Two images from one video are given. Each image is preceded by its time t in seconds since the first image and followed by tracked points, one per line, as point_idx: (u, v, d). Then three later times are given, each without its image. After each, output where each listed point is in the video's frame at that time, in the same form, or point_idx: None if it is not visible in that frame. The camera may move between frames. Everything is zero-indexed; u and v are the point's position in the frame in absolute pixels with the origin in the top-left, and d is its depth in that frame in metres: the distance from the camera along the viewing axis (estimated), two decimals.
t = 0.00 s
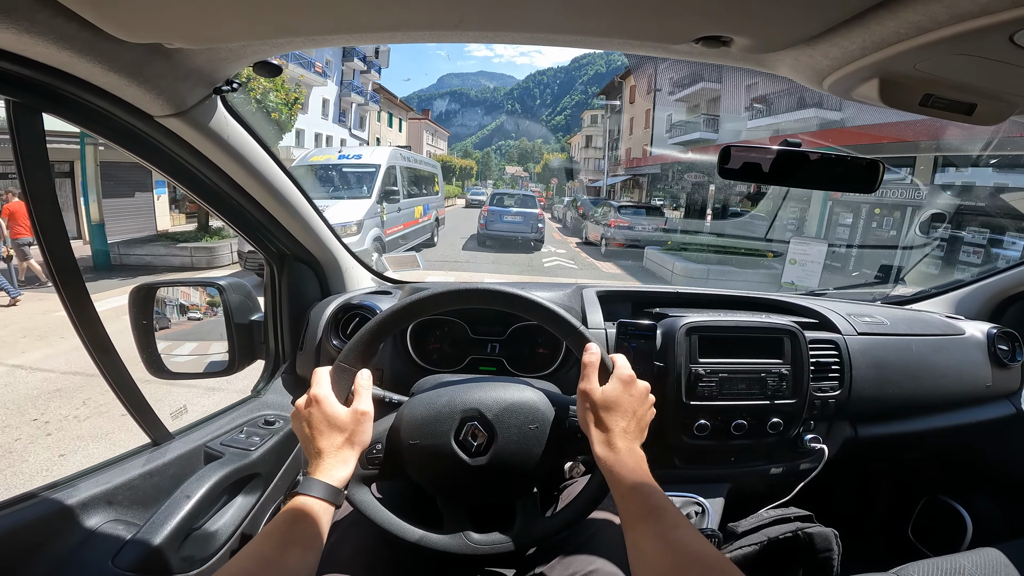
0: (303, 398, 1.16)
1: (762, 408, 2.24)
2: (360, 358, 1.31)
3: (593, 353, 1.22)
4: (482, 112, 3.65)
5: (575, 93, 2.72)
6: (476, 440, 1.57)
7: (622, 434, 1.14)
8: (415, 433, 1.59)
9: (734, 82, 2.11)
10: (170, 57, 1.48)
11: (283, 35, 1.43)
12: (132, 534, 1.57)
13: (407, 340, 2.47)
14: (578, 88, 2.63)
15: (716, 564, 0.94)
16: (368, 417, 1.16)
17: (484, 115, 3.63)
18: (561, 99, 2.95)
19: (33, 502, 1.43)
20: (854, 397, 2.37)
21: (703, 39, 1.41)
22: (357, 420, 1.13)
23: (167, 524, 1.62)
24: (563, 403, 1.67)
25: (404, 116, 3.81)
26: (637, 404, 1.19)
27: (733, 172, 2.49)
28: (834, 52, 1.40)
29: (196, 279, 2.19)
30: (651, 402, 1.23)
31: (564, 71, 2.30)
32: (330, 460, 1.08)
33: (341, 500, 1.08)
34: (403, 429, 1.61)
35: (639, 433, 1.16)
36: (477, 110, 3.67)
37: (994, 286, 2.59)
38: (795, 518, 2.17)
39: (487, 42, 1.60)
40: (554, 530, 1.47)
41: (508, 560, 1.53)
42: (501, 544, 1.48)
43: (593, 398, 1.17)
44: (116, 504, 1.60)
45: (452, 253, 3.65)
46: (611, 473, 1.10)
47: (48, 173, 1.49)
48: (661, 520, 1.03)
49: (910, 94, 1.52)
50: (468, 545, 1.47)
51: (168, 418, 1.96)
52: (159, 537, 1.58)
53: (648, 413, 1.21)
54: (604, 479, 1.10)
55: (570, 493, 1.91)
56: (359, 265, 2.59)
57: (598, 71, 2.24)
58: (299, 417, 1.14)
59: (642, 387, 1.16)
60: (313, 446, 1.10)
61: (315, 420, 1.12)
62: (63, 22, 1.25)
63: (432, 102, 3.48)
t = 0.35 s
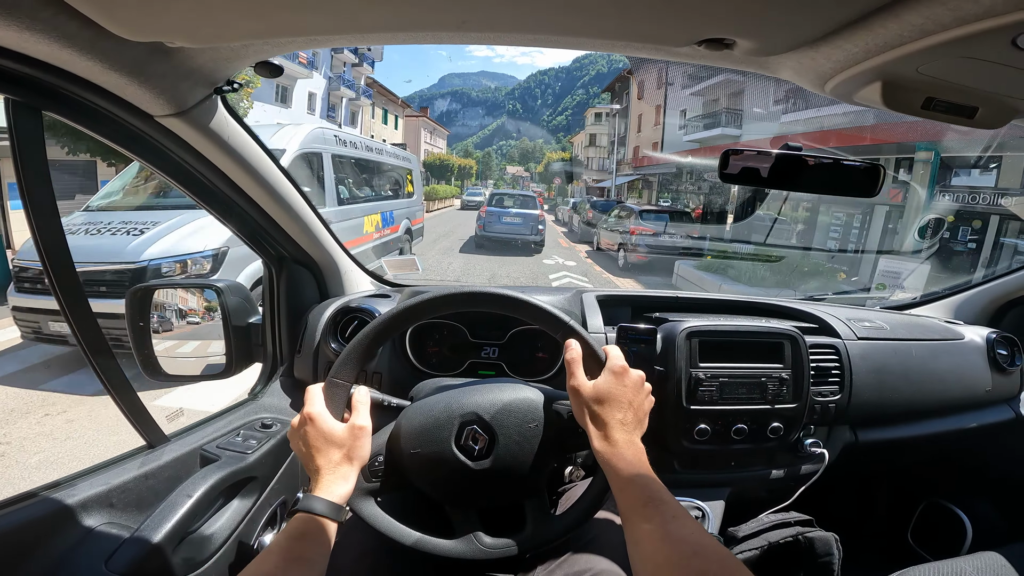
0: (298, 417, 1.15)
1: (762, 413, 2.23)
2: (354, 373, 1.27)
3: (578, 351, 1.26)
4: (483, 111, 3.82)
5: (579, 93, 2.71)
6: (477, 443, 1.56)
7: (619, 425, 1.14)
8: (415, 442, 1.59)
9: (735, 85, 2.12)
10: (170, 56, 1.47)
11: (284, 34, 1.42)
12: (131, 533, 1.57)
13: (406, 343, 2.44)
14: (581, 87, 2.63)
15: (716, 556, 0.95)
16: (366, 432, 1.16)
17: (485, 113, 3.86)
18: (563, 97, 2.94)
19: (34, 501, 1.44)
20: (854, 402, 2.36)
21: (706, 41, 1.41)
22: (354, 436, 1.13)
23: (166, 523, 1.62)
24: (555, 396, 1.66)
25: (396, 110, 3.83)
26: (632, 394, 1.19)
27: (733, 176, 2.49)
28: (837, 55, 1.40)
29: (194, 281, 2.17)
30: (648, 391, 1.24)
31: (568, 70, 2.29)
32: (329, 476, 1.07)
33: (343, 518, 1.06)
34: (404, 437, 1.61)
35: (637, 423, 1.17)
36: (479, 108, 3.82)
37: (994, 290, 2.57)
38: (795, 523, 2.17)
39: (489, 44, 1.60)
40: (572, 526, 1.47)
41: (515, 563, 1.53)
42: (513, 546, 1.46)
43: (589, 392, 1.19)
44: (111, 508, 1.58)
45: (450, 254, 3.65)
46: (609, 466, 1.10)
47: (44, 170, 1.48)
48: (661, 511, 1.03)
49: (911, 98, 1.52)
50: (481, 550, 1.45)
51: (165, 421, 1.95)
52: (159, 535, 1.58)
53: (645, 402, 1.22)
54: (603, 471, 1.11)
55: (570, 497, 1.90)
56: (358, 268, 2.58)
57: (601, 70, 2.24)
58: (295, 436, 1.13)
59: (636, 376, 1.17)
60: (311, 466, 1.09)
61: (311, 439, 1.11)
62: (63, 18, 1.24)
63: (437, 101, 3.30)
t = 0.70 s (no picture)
0: (292, 419, 1.15)
1: (757, 415, 2.23)
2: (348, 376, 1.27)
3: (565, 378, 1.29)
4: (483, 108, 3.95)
5: (578, 93, 2.71)
6: (470, 447, 1.57)
7: (611, 431, 1.15)
8: (409, 445, 1.59)
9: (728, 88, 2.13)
10: (161, 61, 1.48)
11: (276, 39, 1.42)
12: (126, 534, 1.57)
13: (400, 347, 2.45)
14: (580, 87, 2.62)
15: (705, 562, 0.94)
16: (360, 434, 1.16)
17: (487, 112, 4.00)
18: (563, 98, 2.93)
19: (30, 503, 1.45)
20: (848, 404, 2.37)
21: (695, 45, 1.42)
22: (347, 438, 1.13)
23: (163, 522, 1.63)
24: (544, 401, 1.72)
25: (392, 109, 3.86)
26: (625, 400, 1.20)
27: (727, 179, 2.50)
28: (825, 58, 1.41)
29: (188, 284, 2.16)
30: (641, 397, 1.24)
31: (567, 70, 2.28)
32: (321, 479, 1.07)
33: (334, 520, 1.06)
34: (397, 441, 1.61)
35: (629, 429, 1.17)
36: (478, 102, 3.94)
37: (989, 292, 2.57)
38: (790, 525, 2.17)
39: (481, 49, 1.60)
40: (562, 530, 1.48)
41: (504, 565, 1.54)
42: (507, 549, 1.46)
43: (581, 398, 1.19)
44: (102, 513, 1.58)
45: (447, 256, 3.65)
46: (600, 471, 1.11)
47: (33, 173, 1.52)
48: (651, 516, 1.03)
49: (899, 101, 1.53)
50: (473, 553, 1.46)
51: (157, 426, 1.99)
52: (155, 534, 1.60)
53: (638, 407, 1.22)
54: (593, 476, 1.11)
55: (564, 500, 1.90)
56: (353, 272, 2.58)
57: (601, 70, 2.23)
58: (288, 438, 1.13)
59: (627, 382, 1.18)
60: (304, 467, 1.09)
61: (304, 441, 1.11)
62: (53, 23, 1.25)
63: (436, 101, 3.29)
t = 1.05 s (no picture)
0: (303, 418, 1.15)
1: (761, 416, 2.25)
2: (359, 376, 1.27)
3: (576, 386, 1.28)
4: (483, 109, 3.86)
5: (579, 92, 2.71)
6: (480, 450, 1.58)
7: (622, 435, 1.15)
8: (418, 447, 1.59)
9: (733, 92, 2.15)
10: (172, 64, 1.48)
11: (288, 42, 1.43)
12: (138, 536, 1.58)
13: (405, 349, 2.45)
14: (582, 87, 2.63)
15: (720, 565, 0.95)
16: (372, 434, 1.16)
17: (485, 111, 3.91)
18: (564, 97, 2.93)
19: (46, 504, 1.46)
20: (851, 405, 2.39)
21: (707, 50, 1.43)
22: (360, 438, 1.13)
23: (176, 523, 1.65)
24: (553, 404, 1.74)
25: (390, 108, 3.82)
26: (637, 404, 1.19)
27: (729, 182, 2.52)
28: (835, 63, 1.42)
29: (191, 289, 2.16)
30: (653, 402, 1.24)
31: (568, 69, 2.29)
32: (333, 479, 1.06)
33: (347, 520, 1.05)
34: (406, 442, 1.62)
35: (641, 433, 1.17)
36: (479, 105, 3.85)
37: (990, 293, 2.58)
38: (795, 525, 2.18)
39: (490, 53, 1.61)
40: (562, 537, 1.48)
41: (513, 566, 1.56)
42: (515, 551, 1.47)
43: (593, 402, 1.19)
44: (111, 516, 1.57)
45: (448, 258, 3.65)
46: (612, 474, 1.11)
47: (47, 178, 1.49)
48: (665, 517, 1.04)
49: (905, 105, 1.55)
50: (481, 556, 1.47)
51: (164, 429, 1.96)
52: (168, 535, 1.61)
53: (650, 412, 1.22)
54: (606, 479, 1.11)
55: (572, 503, 1.90)
56: (357, 274, 2.58)
57: (601, 68, 2.23)
58: (298, 436, 1.12)
59: (640, 387, 1.17)
60: (315, 466, 1.09)
61: (314, 440, 1.11)
62: (67, 26, 1.25)
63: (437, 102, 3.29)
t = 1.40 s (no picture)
0: (299, 410, 1.17)
1: (754, 416, 2.26)
2: (356, 374, 1.31)
3: (573, 395, 1.31)
4: (483, 110, 3.63)
5: (579, 89, 2.72)
6: (472, 450, 1.62)
7: (614, 443, 1.17)
8: (411, 445, 1.63)
9: (725, 95, 2.16)
10: (165, 72, 1.51)
11: (278, 51, 1.45)
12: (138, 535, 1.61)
13: (401, 351, 2.48)
14: (580, 85, 2.63)
15: None
16: (368, 429, 1.19)
17: (484, 113, 3.71)
18: (564, 95, 2.93)
19: (50, 504, 1.49)
20: (844, 405, 2.40)
21: (691, 54, 1.45)
22: (357, 432, 1.16)
23: (178, 518, 1.68)
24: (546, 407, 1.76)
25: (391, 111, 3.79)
26: (630, 414, 1.21)
27: (723, 182, 2.52)
28: (817, 66, 1.44)
29: (190, 290, 2.16)
30: (647, 414, 1.26)
31: (566, 68, 2.30)
32: (327, 471, 1.09)
33: (337, 512, 1.06)
34: (399, 440, 1.66)
35: (632, 443, 1.18)
36: (478, 104, 3.57)
37: (982, 290, 2.62)
38: (788, 524, 2.20)
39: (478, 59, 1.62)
40: (564, 531, 1.47)
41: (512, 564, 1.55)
42: (503, 551, 1.49)
43: (587, 410, 1.22)
44: (107, 518, 1.59)
45: (446, 260, 3.66)
46: (602, 482, 1.12)
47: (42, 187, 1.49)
48: (654, 529, 1.03)
49: (889, 107, 1.56)
50: (465, 555, 1.48)
51: (162, 430, 1.97)
52: (170, 531, 1.64)
53: (643, 423, 1.23)
54: (596, 487, 1.12)
55: (565, 502, 1.96)
56: (353, 278, 2.60)
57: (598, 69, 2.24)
58: (295, 427, 1.14)
59: (634, 397, 1.19)
60: (311, 457, 1.10)
61: (312, 431, 1.13)
62: (58, 35, 1.27)
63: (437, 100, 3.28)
